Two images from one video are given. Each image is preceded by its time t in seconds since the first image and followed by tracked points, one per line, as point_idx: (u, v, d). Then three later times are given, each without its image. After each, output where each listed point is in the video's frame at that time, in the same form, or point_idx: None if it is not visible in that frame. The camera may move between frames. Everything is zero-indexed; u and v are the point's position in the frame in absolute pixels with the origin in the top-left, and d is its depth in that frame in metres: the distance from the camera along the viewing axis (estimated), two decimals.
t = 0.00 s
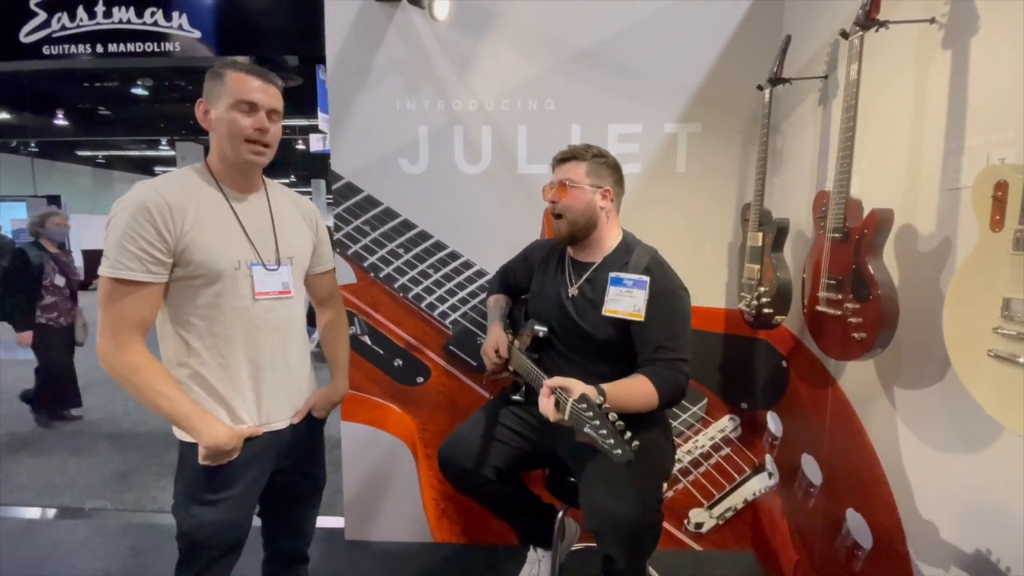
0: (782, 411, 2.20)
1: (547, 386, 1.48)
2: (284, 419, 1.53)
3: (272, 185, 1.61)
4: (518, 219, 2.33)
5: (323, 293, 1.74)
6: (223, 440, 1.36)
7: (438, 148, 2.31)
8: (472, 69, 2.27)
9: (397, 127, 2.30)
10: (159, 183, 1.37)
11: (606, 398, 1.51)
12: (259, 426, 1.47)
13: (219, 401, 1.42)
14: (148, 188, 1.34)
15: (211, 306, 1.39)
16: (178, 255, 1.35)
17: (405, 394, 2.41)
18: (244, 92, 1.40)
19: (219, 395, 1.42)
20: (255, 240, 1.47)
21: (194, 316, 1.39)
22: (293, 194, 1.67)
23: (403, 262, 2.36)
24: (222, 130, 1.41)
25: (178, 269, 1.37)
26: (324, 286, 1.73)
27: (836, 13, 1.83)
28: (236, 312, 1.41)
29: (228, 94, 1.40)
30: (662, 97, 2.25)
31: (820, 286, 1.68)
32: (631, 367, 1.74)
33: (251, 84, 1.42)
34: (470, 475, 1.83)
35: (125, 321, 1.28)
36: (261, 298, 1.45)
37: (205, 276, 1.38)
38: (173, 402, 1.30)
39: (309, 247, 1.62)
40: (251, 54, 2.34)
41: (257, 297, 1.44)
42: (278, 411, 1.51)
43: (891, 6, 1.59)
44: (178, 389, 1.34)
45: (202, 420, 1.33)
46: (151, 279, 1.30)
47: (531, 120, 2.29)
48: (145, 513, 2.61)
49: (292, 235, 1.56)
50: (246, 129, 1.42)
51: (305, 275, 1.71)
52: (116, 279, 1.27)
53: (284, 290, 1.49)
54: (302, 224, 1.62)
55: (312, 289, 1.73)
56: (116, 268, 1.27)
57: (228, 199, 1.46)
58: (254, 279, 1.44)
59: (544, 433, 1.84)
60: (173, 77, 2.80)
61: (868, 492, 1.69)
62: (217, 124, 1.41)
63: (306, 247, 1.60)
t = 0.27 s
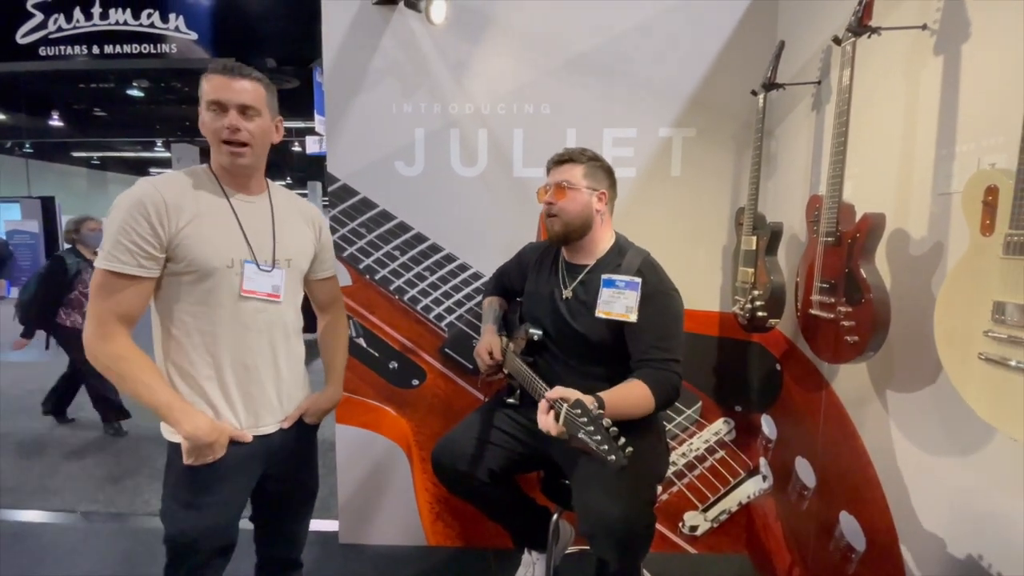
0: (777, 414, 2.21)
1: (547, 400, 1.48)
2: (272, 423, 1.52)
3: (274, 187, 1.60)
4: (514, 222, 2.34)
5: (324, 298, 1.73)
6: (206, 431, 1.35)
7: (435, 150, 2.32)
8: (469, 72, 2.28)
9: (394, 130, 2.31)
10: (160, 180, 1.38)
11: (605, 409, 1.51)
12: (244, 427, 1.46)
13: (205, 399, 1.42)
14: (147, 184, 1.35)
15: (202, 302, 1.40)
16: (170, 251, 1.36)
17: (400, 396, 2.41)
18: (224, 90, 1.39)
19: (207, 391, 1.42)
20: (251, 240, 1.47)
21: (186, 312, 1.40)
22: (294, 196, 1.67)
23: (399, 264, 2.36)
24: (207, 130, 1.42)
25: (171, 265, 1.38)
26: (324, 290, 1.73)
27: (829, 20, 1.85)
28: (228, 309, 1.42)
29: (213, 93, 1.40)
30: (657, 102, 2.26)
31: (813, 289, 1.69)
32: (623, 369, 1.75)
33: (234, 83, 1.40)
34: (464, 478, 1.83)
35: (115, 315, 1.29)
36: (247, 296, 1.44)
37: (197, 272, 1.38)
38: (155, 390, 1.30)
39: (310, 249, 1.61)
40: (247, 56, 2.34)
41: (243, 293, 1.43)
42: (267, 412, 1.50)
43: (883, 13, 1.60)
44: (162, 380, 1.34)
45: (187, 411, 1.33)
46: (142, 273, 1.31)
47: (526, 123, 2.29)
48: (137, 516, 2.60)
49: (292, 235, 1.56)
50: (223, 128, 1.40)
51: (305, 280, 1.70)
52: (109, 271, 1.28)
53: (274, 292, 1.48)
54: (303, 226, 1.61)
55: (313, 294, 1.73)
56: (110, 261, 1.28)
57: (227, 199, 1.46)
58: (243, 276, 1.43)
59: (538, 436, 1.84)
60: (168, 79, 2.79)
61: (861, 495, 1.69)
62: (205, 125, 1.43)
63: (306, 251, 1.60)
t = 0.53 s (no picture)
0: (771, 416, 2.22)
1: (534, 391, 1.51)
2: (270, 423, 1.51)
3: (270, 191, 1.60)
4: (510, 224, 2.34)
5: (318, 300, 1.74)
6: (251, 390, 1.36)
7: (431, 153, 2.32)
8: (466, 76, 2.29)
9: (390, 132, 2.31)
10: (155, 183, 1.38)
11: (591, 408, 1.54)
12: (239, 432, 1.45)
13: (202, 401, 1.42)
14: (144, 188, 1.35)
15: (202, 302, 1.40)
16: (169, 255, 1.36)
17: (396, 399, 2.41)
18: (270, 114, 1.43)
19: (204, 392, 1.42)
20: (248, 242, 1.47)
21: (185, 316, 1.40)
22: (288, 198, 1.67)
23: (395, 266, 2.36)
24: (240, 146, 1.42)
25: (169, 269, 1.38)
26: (317, 292, 1.74)
27: (822, 26, 1.87)
28: (225, 311, 1.41)
29: (253, 113, 1.42)
30: (653, 106, 2.28)
31: (806, 292, 1.70)
32: (617, 371, 1.76)
33: (276, 107, 1.45)
34: (459, 480, 1.83)
35: (117, 311, 1.29)
36: (260, 303, 1.45)
37: (195, 275, 1.38)
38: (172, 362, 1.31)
39: (304, 251, 1.63)
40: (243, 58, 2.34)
41: (255, 303, 1.45)
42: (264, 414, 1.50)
43: (875, 20, 1.63)
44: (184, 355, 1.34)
45: (226, 370, 1.34)
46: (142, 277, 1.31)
47: (522, 126, 2.31)
48: (131, 519, 2.58)
49: (288, 238, 1.57)
50: (267, 150, 1.45)
51: (300, 280, 1.71)
52: (108, 275, 1.28)
53: (282, 290, 1.50)
54: (298, 229, 1.63)
55: (308, 295, 1.73)
56: (109, 265, 1.28)
57: (224, 202, 1.46)
58: (248, 284, 1.44)
59: (533, 438, 1.85)
60: (164, 81, 2.79)
61: (854, 496, 1.71)
62: (235, 139, 1.42)
63: (301, 252, 1.61)
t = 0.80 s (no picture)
0: (765, 417, 2.22)
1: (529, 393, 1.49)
2: (274, 421, 1.52)
3: (258, 192, 1.61)
4: (505, 225, 2.34)
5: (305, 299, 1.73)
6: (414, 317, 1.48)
7: (426, 154, 2.32)
8: (461, 77, 2.29)
9: (386, 133, 2.31)
10: (168, 182, 1.39)
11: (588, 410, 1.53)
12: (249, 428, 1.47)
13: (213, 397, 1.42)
14: (165, 187, 1.37)
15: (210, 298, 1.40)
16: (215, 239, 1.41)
17: (391, 400, 2.40)
18: (261, 115, 1.42)
19: (216, 388, 1.42)
20: (251, 240, 1.49)
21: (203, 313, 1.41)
22: (273, 197, 1.67)
23: (390, 267, 2.36)
24: (231, 147, 1.42)
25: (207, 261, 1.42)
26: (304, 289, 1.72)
27: (816, 29, 1.88)
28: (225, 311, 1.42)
29: (243, 114, 1.41)
30: (648, 107, 2.29)
31: (800, 293, 1.71)
32: (613, 372, 1.76)
33: (268, 109, 1.44)
34: (454, 481, 1.83)
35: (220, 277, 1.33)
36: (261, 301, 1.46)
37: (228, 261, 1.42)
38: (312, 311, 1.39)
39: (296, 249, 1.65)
40: (238, 58, 2.33)
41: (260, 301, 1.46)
42: (269, 412, 1.51)
43: (868, 23, 1.64)
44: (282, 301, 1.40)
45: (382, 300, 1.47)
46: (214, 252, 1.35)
47: (518, 127, 2.31)
48: (123, 522, 2.55)
49: (283, 238, 1.59)
50: (257, 151, 1.45)
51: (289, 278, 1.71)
52: (178, 268, 1.31)
53: (283, 289, 1.51)
54: (289, 227, 1.64)
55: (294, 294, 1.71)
56: (171, 264, 1.31)
57: (223, 201, 1.47)
58: (253, 282, 1.45)
59: (528, 438, 1.85)
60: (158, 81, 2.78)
61: (848, 496, 1.71)
62: (225, 139, 1.42)
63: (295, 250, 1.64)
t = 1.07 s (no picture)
0: (760, 417, 2.24)
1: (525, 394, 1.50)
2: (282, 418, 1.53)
3: (251, 193, 1.62)
4: (501, 225, 2.35)
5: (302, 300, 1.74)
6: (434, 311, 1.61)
7: (422, 154, 2.32)
8: (458, 77, 2.30)
9: (382, 133, 2.31)
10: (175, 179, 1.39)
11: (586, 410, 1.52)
12: (268, 423, 1.47)
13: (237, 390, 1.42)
14: (175, 183, 1.38)
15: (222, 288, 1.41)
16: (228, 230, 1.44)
17: (387, 400, 2.40)
18: (255, 113, 1.42)
19: (241, 381, 1.43)
20: (254, 239, 1.52)
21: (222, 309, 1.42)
22: (266, 198, 1.68)
23: (386, 267, 2.36)
24: (225, 146, 1.41)
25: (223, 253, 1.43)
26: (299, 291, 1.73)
27: (810, 31, 1.89)
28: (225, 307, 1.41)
29: (237, 113, 1.40)
30: (644, 107, 2.29)
31: (795, 293, 1.72)
32: (609, 372, 1.76)
33: (261, 107, 1.43)
34: (450, 481, 1.83)
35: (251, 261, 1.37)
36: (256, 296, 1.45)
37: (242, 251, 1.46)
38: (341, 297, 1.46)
39: (292, 248, 1.68)
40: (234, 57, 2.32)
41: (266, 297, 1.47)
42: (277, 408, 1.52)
43: (861, 25, 1.65)
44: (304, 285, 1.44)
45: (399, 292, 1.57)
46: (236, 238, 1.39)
47: (514, 128, 2.31)
48: (117, 524, 2.54)
49: (282, 238, 1.63)
50: (251, 150, 1.45)
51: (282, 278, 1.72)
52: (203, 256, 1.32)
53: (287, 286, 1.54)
54: (284, 228, 1.66)
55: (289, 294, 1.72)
56: (196, 254, 1.31)
57: (224, 200, 1.48)
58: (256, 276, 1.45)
59: (524, 438, 1.86)
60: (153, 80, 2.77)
61: (842, 495, 1.72)
62: (219, 139, 1.41)
63: (292, 249, 1.67)
